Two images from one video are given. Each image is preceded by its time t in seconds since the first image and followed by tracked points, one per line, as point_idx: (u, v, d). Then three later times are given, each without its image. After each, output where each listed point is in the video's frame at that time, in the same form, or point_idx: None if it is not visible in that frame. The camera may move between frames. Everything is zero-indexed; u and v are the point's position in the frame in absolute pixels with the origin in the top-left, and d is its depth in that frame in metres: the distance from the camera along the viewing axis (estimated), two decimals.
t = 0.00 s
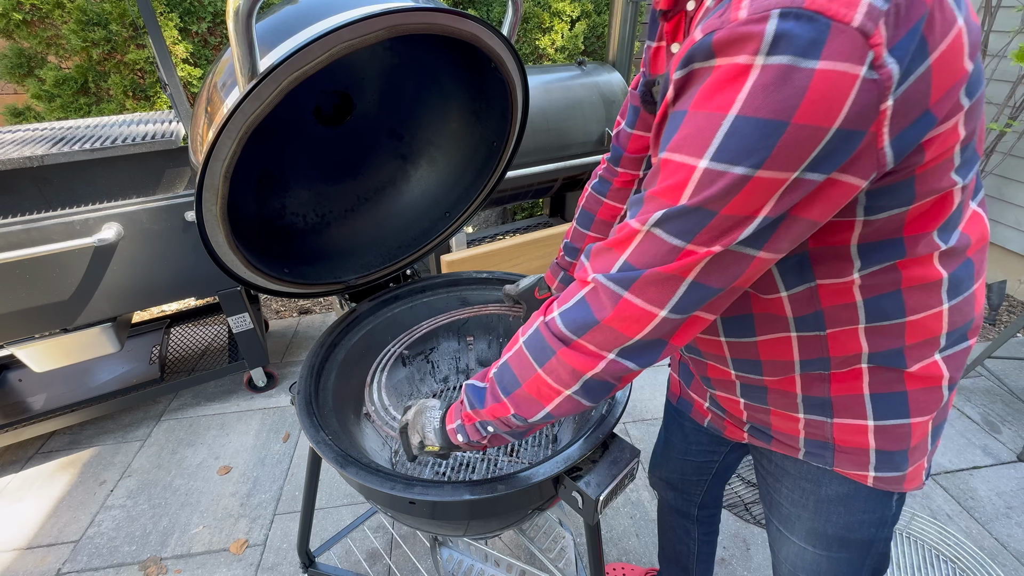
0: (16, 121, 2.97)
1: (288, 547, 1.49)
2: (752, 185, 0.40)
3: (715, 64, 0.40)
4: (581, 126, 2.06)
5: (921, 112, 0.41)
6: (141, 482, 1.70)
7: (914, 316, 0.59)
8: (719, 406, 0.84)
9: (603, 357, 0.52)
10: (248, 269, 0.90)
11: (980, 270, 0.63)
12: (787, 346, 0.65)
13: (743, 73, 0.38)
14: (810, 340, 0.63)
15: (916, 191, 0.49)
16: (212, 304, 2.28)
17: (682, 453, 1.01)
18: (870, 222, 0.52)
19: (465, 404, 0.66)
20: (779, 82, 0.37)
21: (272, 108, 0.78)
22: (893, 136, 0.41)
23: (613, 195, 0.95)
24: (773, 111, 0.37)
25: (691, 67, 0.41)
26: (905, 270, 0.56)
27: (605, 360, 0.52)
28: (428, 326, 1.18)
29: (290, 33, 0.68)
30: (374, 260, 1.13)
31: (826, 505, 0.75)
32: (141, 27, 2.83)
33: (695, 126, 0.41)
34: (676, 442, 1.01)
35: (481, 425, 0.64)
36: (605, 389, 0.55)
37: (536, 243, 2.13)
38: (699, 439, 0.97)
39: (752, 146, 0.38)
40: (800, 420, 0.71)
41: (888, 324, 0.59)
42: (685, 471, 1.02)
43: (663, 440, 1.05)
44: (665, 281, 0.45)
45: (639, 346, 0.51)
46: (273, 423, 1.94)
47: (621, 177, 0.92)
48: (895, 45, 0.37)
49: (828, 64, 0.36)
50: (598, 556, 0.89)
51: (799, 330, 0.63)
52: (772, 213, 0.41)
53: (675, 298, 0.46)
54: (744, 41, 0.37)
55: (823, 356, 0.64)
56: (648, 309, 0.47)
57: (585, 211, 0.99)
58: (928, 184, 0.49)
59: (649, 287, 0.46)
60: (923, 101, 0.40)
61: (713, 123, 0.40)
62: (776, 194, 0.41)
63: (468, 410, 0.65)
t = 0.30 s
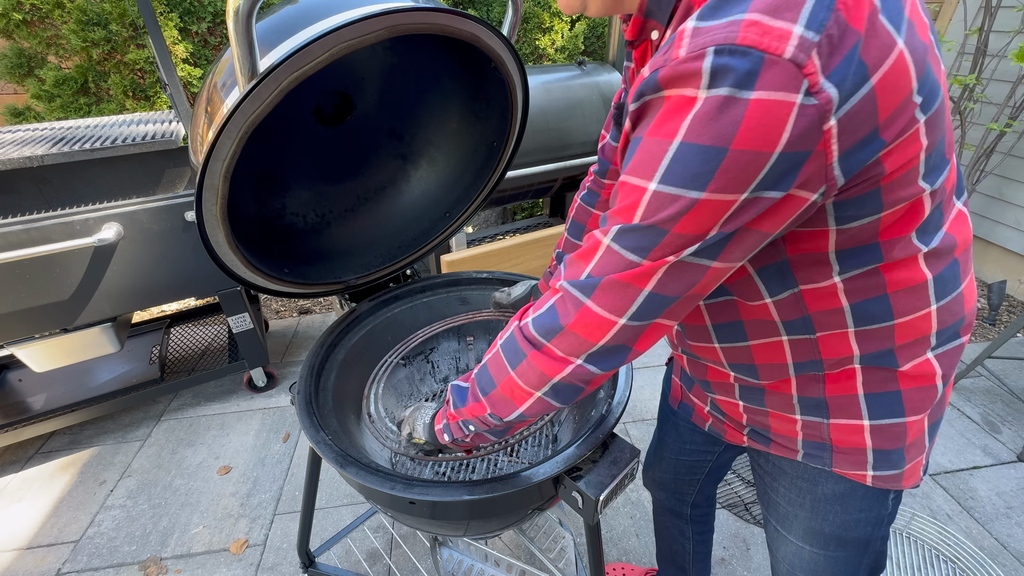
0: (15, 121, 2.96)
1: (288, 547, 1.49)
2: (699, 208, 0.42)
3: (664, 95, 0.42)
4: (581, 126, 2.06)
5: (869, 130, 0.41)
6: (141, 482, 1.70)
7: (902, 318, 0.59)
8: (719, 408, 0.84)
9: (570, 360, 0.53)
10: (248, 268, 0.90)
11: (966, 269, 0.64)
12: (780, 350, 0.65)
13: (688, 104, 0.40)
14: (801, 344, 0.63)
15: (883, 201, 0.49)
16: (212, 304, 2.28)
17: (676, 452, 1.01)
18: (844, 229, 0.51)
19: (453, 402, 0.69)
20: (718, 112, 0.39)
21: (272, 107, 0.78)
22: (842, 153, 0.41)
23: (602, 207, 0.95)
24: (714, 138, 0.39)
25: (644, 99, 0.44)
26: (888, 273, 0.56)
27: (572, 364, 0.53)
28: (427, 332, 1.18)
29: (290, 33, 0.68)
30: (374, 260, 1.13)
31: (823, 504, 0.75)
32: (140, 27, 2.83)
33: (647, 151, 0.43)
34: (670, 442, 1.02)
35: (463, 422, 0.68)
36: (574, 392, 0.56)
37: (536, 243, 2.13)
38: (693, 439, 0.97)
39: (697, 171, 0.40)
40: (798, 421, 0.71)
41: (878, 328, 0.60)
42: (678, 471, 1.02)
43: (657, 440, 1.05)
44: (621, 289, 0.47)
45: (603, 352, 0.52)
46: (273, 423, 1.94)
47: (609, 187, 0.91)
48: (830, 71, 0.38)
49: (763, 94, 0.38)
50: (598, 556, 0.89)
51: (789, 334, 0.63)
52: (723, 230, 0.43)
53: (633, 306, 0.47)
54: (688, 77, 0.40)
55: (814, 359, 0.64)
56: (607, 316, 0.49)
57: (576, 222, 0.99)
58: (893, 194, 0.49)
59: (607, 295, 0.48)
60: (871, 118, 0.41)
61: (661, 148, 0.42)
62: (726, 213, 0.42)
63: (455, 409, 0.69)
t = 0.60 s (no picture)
0: (15, 121, 2.96)
1: (288, 547, 1.49)
2: (656, 227, 0.42)
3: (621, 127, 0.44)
4: (581, 126, 2.06)
5: (824, 145, 0.42)
6: (141, 482, 1.70)
7: (891, 322, 0.59)
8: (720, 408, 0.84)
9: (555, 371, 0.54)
10: (247, 268, 0.90)
11: (958, 271, 0.64)
12: (772, 353, 0.65)
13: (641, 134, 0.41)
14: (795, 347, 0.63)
15: (856, 209, 0.49)
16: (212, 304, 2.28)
17: (678, 449, 1.01)
18: (821, 238, 0.51)
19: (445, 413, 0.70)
20: (667, 140, 0.40)
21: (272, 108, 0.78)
22: (798, 168, 0.42)
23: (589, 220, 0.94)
24: (665, 164, 0.40)
25: (606, 130, 0.45)
26: (870, 277, 0.56)
27: (556, 373, 0.54)
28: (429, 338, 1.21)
29: (290, 33, 0.68)
30: (374, 260, 1.13)
31: (819, 504, 0.75)
32: (141, 27, 2.83)
33: (608, 176, 0.44)
34: (672, 438, 1.01)
35: (458, 436, 0.68)
36: (560, 400, 0.57)
37: (536, 243, 2.13)
38: (695, 436, 0.97)
39: (651, 194, 0.41)
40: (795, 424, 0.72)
41: (867, 331, 0.60)
42: (678, 471, 1.02)
43: (660, 438, 1.05)
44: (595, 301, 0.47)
45: (585, 359, 0.52)
46: (273, 423, 1.94)
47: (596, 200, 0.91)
48: (773, 95, 0.38)
49: (707, 121, 0.39)
50: (598, 556, 0.89)
51: (780, 337, 0.63)
52: (685, 245, 0.43)
53: (608, 317, 0.48)
54: (640, 110, 0.41)
55: (807, 361, 0.64)
56: (584, 328, 0.49)
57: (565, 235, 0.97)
58: (865, 203, 0.49)
59: (582, 307, 0.48)
60: (825, 134, 0.41)
61: (619, 175, 0.43)
62: (685, 230, 0.43)
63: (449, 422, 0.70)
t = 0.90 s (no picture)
0: (15, 121, 2.96)
1: (289, 547, 1.49)
2: (638, 235, 0.42)
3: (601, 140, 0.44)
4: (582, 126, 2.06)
5: (801, 150, 0.42)
6: (141, 482, 1.70)
7: (887, 321, 0.59)
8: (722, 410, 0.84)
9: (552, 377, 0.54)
10: (248, 268, 0.90)
11: (952, 270, 0.64)
12: (770, 355, 0.65)
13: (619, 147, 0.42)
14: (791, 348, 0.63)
15: (840, 211, 0.49)
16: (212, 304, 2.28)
17: (677, 449, 1.01)
18: (809, 239, 0.51)
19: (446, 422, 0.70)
20: (643, 151, 0.40)
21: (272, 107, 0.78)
22: (777, 172, 0.42)
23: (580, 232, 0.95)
24: (643, 173, 0.41)
25: (590, 142, 0.46)
26: (862, 277, 0.56)
27: (553, 379, 0.54)
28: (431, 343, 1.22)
29: (290, 33, 0.68)
30: (374, 260, 1.13)
31: (821, 505, 0.75)
32: (141, 27, 2.83)
33: (591, 187, 0.45)
34: (671, 438, 1.01)
35: (463, 448, 0.67)
36: (559, 405, 0.57)
37: (536, 243, 2.13)
38: (694, 437, 0.97)
39: (630, 204, 0.42)
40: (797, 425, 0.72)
41: (863, 331, 0.59)
42: (678, 472, 1.02)
43: (659, 438, 1.05)
44: (586, 307, 0.47)
45: (579, 364, 0.52)
46: (273, 423, 1.94)
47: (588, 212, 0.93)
48: (745, 104, 0.39)
49: (681, 131, 0.39)
50: (597, 556, 0.89)
51: (776, 339, 0.63)
52: (669, 251, 0.44)
53: (598, 322, 0.48)
54: (618, 122, 0.42)
55: (805, 362, 0.64)
56: (576, 334, 0.49)
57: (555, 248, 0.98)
58: (850, 204, 0.49)
59: (573, 313, 0.48)
60: (802, 138, 0.41)
61: (600, 186, 0.43)
62: (667, 237, 0.43)
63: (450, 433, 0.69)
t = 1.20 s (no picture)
0: (15, 121, 2.96)
1: (288, 547, 1.49)
2: (645, 235, 0.42)
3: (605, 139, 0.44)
4: (581, 125, 2.06)
5: (815, 147, 0.42)
6: (141, 482, 1.70)
7: (903, 326, 0.58)
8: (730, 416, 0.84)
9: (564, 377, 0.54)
10: (248, 269, 0.90)
11: (969, 272, 0.63)
12: (781, 359, 0.66)
13: (625, 146, 0.42)
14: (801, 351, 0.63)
15: (856, 213, 0.49)
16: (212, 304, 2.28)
17: (679, 453, 1.01)
18: (823, 242, 0.51)
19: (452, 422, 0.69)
20: (650, 149, 0.40)
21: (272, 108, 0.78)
22: (787, 170, 0.42)
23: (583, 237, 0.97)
24: (650, 172, 0.41)
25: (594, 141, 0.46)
26: (876, 282, 0.55)
27: (563, 379, 0.54)
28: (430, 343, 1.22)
29: (290, 33, 0.68)
30: (374, 260, 1.13)
31: (834, 513, 0.75)
32: (141, 27, 2.83)
33: (596, 187, 0.44)
34: (673, 442, 1.01)
35: (472, 446, 0.67)
36: (569, 404, 0.57)
37: (536, 242, 2.13)
38: (697, 441, 0.97)
39: (637, 204, 0.42)
40: (808, 430, 0.72)
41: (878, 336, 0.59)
42: (679, 475, 1.02)
43: (659, 442, 1.06)
44: (595, 310, 0.47)
45: (589, 364, 0.52)
46: (273, 422, 1.94)
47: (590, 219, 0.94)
48: (756, 100, 0.39)
49: (688, 129, 0.39)
50: (598, 556, 0.89)
51: (787, 342, 0.63)
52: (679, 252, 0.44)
53: (608, 324, 0.48)
54: (623, 120, 0.42)
55: (816, 367, 0.64)
56: (585, 335, 0.49)
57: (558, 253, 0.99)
58: (867, 204, 0.48)
59: (582, 316, 0.48)
60: (814, 136, 0.41)
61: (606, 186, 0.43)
62: (676, 238, 0.43)
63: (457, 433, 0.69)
